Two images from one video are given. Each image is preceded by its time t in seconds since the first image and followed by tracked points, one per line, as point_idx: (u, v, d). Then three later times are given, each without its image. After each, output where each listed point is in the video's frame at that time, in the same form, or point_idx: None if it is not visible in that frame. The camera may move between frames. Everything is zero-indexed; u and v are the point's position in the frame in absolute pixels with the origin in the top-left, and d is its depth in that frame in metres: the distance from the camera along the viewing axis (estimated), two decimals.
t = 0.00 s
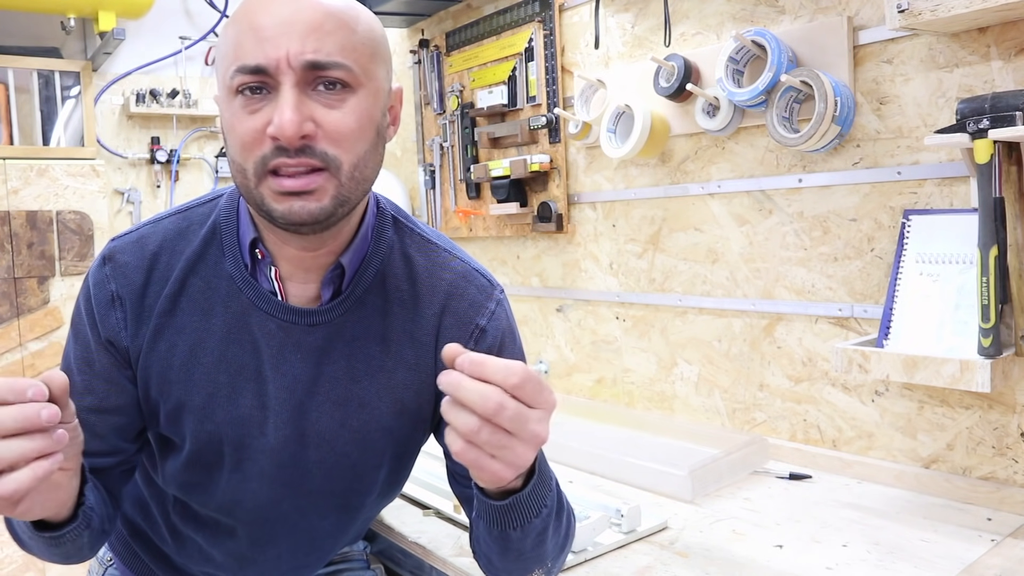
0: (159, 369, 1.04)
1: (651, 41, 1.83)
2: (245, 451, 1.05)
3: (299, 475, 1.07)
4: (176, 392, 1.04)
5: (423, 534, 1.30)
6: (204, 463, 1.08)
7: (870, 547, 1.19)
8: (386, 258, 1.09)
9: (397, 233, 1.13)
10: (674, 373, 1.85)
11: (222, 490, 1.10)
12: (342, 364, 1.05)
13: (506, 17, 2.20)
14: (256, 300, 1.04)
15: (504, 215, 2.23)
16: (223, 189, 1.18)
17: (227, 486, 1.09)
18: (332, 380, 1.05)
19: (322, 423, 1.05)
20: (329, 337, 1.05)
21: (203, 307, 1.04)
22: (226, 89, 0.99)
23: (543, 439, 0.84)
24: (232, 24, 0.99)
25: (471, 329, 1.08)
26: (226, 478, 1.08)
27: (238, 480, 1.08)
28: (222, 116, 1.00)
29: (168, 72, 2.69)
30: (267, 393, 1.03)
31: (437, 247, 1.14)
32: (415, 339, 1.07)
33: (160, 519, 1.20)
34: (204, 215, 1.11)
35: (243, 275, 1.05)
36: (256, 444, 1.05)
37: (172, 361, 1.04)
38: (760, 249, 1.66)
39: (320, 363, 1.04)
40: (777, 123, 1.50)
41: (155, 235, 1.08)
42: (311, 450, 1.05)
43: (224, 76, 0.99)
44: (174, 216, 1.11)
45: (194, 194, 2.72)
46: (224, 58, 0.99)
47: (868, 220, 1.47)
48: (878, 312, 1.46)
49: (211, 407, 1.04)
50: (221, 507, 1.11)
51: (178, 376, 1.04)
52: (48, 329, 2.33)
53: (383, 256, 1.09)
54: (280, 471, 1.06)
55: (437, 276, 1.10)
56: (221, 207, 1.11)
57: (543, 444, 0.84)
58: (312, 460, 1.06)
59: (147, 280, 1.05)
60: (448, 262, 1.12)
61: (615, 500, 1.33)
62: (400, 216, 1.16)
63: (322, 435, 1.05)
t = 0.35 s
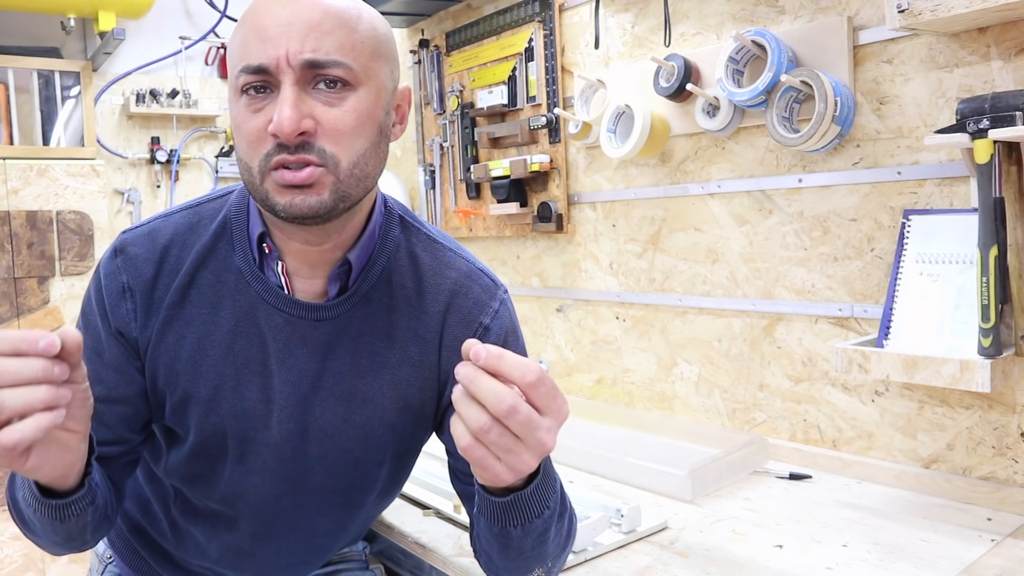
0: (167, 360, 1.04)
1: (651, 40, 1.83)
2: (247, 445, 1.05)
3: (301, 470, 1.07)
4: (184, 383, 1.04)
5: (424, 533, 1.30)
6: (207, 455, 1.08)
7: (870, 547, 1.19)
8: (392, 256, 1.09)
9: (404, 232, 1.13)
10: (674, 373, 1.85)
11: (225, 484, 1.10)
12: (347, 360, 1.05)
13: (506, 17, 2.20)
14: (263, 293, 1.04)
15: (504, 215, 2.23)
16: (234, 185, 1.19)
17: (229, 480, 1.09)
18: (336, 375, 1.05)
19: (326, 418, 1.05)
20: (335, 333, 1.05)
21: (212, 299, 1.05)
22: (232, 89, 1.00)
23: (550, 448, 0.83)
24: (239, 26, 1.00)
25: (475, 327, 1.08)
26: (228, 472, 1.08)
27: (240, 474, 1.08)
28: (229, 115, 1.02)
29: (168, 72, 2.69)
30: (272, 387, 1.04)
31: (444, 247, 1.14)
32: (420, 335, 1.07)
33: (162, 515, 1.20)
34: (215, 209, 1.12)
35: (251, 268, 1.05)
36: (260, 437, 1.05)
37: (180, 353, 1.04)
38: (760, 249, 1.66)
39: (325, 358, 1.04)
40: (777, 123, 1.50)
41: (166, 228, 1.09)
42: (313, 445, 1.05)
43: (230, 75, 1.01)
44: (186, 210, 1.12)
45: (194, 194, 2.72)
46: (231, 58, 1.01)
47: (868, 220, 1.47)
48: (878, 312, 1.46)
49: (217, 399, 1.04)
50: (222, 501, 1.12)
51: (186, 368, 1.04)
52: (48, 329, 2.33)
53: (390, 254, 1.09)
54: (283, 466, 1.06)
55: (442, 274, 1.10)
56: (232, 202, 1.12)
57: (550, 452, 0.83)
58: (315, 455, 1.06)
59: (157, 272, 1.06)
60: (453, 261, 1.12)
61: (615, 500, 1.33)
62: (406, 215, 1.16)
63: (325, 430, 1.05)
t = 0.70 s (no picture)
0: (170, 358, 1.05)
1: (651, 40, 1.83)
2: (250, 443, 1.06)
3: (303, 468, 1.07)
4: (186, 381, 1.04)
5: (424, 533, 1.30)
6: (209, 453, 1.08)
7: (870, 547, 1.19)
8: (395, 256, 1.09)
9: (407, 232, 1.13)
10: (674, 373, 1.85)
11: (227, 482, 1.10)
12: (350, 359, 1.05)
13: (506, 17, 2.20)
14: (266, 292, 1.04)
15: (504, 215, 2.23)
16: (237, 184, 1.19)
17: (231, 478, 1.09)
18: (339, 374, 1.05)
19: (328, 417, 1.05)
20: (337, 332, 1.05)
21: (215, 297, 1.05)
22: (237, 89, 1.00)
23: (553, 437, 0.82)
24: (244, 24, 1.00)
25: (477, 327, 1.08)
26: (230, 470, 1.08)
27: (242, 472, 1.08)
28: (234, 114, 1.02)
29: (168, 72, 2.69)
30: (275, 385, 1.04)
31: (447, 247, 1.14)
32: (422, 335, 1.07)
33: (163, 513, 1.20)
34: (218, 208, 1.12)
35: (254, 267, 1.05)
36: (262, 436, 1.05)
37: (183, 351, 1.04)
38: (760, 249, 1.66)
39: (327, 358, 1.04)
40: (777, 123, 1.50)
41: (170, 226, 1.09)
42: (316, 443, 1.05)
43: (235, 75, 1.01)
44: (189, 208, 1.12)
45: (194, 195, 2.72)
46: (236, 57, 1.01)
47: (868, 220, 1.47)
48: (878, 312, 1.46)
49: (220, 397, 1.04)
50: (225, 499, 1.12)
51: (189, 366, 1.04)
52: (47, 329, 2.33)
53: (393, 253, 1.09)
54: (285, 464, 1.06)
55: (445, 274, 1.10)
56: (235, 200, 1.12)
57: (552, 441, 0.83)
58: (317, 454, 1.06)
59: (160, 270, 1.06)
60: (456, 261, 1.12)
61: (616, 500, 1.33)
62: (409, 215, 1.16)
63: (328, 428, 1.05)
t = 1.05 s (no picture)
0: (161, 371, 1.05)
1: (651, 40, 1.83)
2: (248, 453, 1.06)
3: (302, 477, 1.07)
4: (178, 394, 1.04)
5: (423, 534, 1.30)
6: (205, 466, 1.08)
7: (870, 547, 1.19)
8: (388, 261, 1.09)
9: (399, 235, 1.13)
10: (674, 373, 1.85)
11: (226, 492, 1.10)
12: (345, 367, 1.05)
13: (506, 17, 2.20)
14: (258, 303, 1.04)
15: (504, 215, 2.23)
16: (224, 189, 1.19)
17: (231, 488, 1.09)
18: (333, 383, 1.05)
19: (324, 426, 1.05)
20: (332, 341, 1.05)
21: (205, 308, 1.05)
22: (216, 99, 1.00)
23: (565, 436, 0.83)
24: (221, 33, 0.99)
25: (474, 330, 1.08)
26: (227, 482, 1.09)
27: (241, 483, 1.08)
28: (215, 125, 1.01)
29: (168, 72, 2.69)
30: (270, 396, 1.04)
31: (440, 249, 1.14)
32: (418, 341, 1.07)
33: (164, 520, 1.20)
34: (205, 216, 1.12)
35: (244, 277, 1.05)
36: (261, 446, 1.05)
37: (173, 364, 1.04)
38: (760, 249, 1.66)
39: (322, 367, 1.04)
40: (777, 123, 1.50)
41: (157, 236, 1.09)
42: (313, 452, 1.06)
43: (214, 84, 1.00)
44: (176, 217, 1.12)
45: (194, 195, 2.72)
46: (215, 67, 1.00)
47: (868, 220, 1.47)
48: (878, 312, 1.46)
49: (214, 410, 1.04)
50: (225, 509, 1.12)
51: (180, 379, 1.04)
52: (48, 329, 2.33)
53: (385, 259, 1.09)
54: (283, 473, 1.06)
55: (439, 278, 1.10)
56: (222, 208, 1.12)
57: (563, 441, 0.83)
58: (315, 463, 1.06)
59: (148, 281, 1.06)
60: (450, 264, 1.12)
61: (615, 500, 1.33)
62: (401, 217, 1.16)
63: (324, 437, 1.05)
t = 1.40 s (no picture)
0: (151, 386, 1.04)
1: (651, 41, 1.83)
2: (246, 464, 1.06)
3: (301, 488, 1.07)
4: (170, 409, 1.04)
5: (423, 534, 1.30)
6: (200, 480, 1.08)
7: (870, 547, 1.19)
8: (382, 268, 1.09)
9: (392, 239, 1.12)
10: (674, 373, 1.85)
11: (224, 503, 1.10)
12: (341, 377, 1.05)
13: (506, 17, 2.20)
14: (249, 315, 1.03)
15: (504, 215, 2.23)
16: (207, 195, 1.17)
17: (229, 499, 1.09)
18: (329, 393, 1.04)
19: (322, 436, 1.05)
20: (327, 351, 1.04)
21: (195, 322, 1.04)
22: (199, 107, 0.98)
23: (580, 447, 0.83)
24: (201, 37, 0.97)
25: (471, 335, 1.08)
26: (225, 494, 1.09)
27: (240, 495, 1.08)
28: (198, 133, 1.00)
29: (168, 72, 2.68)
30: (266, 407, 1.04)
31: (435, 251, 1.13)
32: (415, 348, 1.07)
33: (161, 528, 1.20)
34: (190, 224, 1.10)
35: (234, 289, 1.04)
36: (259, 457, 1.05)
37: (165, 379, 1.04)
38: (760, 249, 1.66)
39: (318, 377, 1.04)
40: (777, 123, 1.50)
41: (140, 247, 1.07)
42: (312, 463, 1.06)
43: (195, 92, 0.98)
44: (159, 226, 1.10)
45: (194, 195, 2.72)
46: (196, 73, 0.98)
47: (868, 220, 1.47)
48: (878, 312, 1.46)
49: (209, 424, 1.04)
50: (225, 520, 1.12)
51: (172, 394, 1.04)
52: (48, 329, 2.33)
53: (379, 265, 1.09)
54: (283, 483, 1.07)
55: (435, 282, 1.10)
56: (208, 216, 1.11)
57: (578, 452, 0.84)
58: (315, 474, 1.06)
59: (134, 294, 1.05)
60: (445, 267, 1.12)
61: (615, 500, 1.33)
62: (393, 220, 1.15)
63: (323, 447, 1.05)
